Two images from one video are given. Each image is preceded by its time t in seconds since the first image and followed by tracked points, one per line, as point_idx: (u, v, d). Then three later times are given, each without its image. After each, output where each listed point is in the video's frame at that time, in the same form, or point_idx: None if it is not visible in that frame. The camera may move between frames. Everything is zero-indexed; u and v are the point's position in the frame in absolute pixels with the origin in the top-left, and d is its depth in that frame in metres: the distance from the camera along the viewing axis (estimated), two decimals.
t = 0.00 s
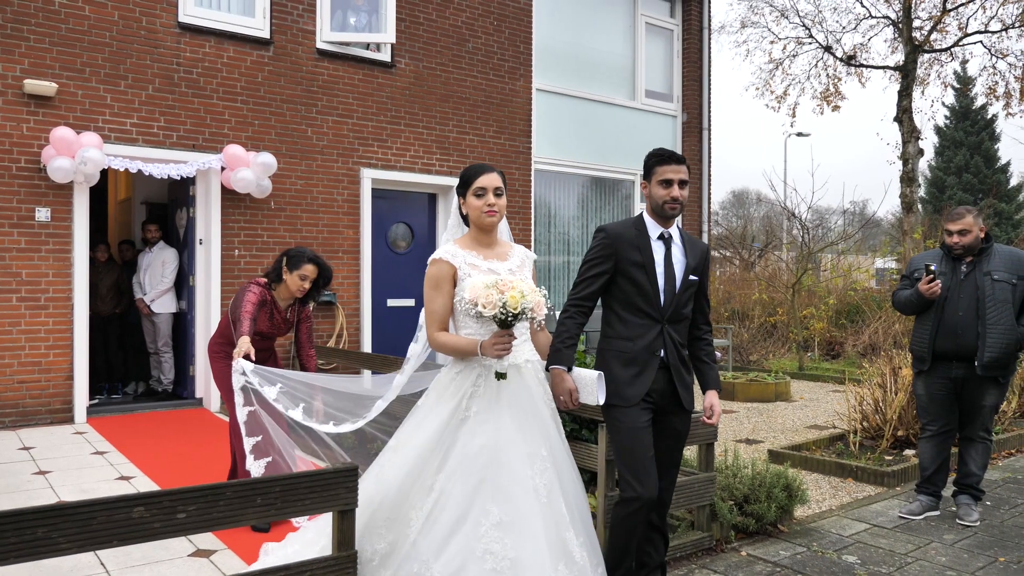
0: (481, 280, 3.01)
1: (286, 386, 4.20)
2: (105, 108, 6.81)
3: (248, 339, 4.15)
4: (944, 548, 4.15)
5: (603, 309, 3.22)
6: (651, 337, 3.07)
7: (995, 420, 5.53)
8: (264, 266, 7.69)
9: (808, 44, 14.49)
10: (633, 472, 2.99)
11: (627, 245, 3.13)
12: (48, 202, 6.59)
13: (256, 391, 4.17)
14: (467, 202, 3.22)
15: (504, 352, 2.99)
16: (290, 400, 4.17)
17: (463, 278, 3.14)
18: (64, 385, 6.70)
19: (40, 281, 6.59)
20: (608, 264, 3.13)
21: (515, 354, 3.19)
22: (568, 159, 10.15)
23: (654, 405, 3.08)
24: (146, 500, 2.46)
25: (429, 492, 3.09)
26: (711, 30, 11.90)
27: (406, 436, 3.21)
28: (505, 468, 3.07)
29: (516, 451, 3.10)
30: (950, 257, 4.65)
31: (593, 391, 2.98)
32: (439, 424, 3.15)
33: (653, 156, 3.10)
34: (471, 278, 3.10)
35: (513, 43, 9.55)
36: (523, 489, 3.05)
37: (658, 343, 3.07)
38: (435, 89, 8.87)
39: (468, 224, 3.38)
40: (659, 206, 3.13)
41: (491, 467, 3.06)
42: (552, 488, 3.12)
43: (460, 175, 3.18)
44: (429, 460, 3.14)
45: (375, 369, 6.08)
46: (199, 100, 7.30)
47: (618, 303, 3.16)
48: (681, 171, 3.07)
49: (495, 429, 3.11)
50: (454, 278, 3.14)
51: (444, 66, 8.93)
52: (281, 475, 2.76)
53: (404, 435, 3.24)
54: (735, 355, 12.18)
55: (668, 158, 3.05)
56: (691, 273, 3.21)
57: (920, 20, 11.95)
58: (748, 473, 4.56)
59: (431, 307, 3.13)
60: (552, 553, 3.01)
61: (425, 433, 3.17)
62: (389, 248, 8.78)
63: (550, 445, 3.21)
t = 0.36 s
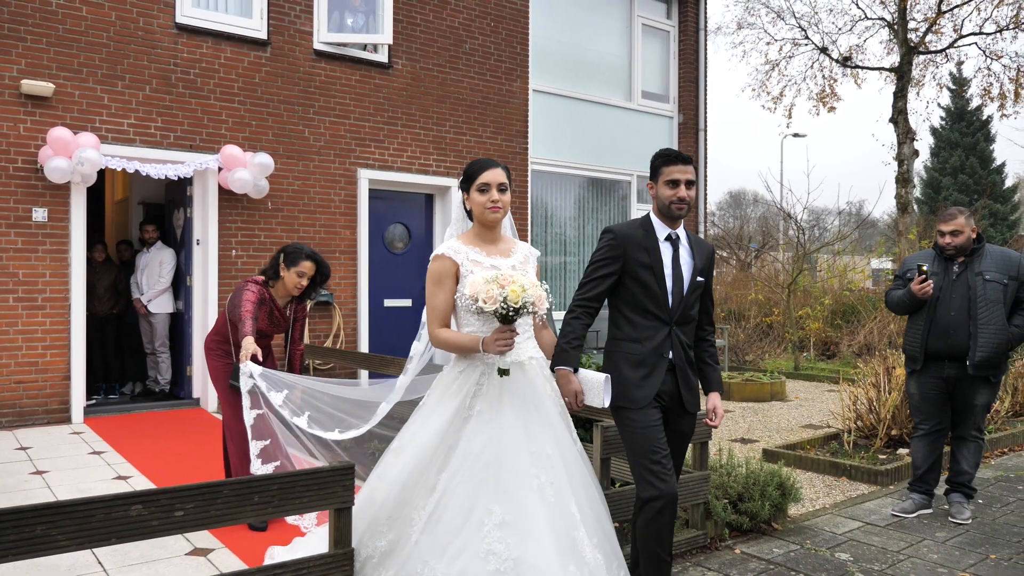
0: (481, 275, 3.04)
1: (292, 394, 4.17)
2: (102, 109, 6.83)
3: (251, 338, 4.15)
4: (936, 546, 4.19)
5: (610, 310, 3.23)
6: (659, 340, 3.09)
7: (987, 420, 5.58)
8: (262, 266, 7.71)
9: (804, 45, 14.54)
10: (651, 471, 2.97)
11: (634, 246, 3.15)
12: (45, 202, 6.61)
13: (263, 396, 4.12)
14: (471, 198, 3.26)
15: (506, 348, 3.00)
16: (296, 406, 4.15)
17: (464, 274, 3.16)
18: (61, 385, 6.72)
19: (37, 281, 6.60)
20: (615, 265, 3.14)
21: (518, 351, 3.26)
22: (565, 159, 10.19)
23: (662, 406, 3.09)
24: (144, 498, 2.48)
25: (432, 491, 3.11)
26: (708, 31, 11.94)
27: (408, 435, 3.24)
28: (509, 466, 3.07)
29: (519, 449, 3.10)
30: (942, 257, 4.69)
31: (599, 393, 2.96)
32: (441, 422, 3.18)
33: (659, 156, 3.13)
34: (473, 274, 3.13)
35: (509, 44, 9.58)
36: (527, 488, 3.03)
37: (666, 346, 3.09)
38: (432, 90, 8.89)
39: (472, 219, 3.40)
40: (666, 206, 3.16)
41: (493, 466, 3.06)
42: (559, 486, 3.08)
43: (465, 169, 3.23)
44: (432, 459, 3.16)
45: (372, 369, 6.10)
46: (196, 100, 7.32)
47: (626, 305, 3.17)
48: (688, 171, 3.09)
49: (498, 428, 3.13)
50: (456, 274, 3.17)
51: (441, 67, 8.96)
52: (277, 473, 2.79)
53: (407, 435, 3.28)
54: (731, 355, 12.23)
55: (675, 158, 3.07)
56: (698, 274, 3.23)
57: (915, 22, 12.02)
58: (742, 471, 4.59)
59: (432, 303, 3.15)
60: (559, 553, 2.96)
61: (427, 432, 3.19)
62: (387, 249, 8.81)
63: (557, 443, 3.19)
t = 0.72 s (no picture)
0: (481, 268, 3.07)
1: (299, 400, 4.08)
2: (95, 108, 6.83)
3: (255, 338, 4.11)
4: (924, 542, 4.24)
5: (614, 312, 3.24)
6: (666, 342, 3.09)
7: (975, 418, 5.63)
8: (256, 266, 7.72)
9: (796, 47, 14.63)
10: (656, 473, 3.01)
11: (638, 248, 3.15)
12: (37, 201, 6.60)
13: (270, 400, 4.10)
14: (476, 195, 3.26)
15: (507, 340, 3.06)
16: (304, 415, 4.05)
17: (465, 271, 3.18)
18: (53, 384, 6.72)
19: (29, 280, 6.60)
20: (619, 268, 3.15)
21: (519, 352, 3.28)
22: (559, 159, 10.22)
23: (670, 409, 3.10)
24: (139, 495, 2.50)
25: (433, 493, 3.14)
26: (701, 32, 11.99)
27: (409, 436, 3.26)
28: (512, 468, 3.08)
29: (521, 449, 3.11)
30: (931, 257, 4.73)
31: (601, 397, 2.96)
32: (441, 423, 3.20)
33: (661, 156, 3.16)
34: (474, 271, 3.15)
35: (504, 44, 9.61)
36: (531, 488, 3.04)
37: (673, 348, 3.09)
38: (426, 90, 8.92)
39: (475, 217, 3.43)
40: (671, 207, 3.17)
41: (495, 466, 3.08)
42: (564, 487, 3.08)
43: (471, 167, 3.22)
44: (433, 460, 3.18)
45: (367, 368, 6.12)
46: (189, 99, 7.32)
47: (631, 307, 3.17)
48: (694, 172, 3.11)
49: (499, 429, 3.15)
50: (458, 272, 3.20)
51: (435, 67, 8.98)
52: (272, 471, 2.81)
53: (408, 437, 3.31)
54: (723, 354, 12.30)
55: (680, 159, 3.09)
56: (702, 275, 3.24)
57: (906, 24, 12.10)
58: (734, 469, 4.63)
59: (433, 301, 3.19)
60: (566, 554, 2.96)
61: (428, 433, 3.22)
62: (381, 248, 8.84)
63: (561, 443, 3.19)
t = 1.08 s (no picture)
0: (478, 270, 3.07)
1: (298, 398, 4.12)
2: (81, 107, 6.80)
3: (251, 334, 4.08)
4: (905, 538, 4.32)
5: (613, 318, 3.25)
6: (667, 347, 3.12)
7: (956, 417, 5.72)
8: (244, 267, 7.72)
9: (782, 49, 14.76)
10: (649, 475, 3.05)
11: (637, 253, 3.17)
12: (22, 201, 6.57)
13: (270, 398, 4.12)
14: (480, 198, 3.28)
15: (505, 342, 3.06)
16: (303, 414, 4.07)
17: (465, 273, 3.21)
18: (38, 385, 6.69)
19: (14, 280, 6.56)
20: (618, 274, 3.16)
21: (517, 357, 3.26)
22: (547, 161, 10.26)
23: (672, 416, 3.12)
24: (127, 494, 2.51)
25: (430, 496, 3.16)
26: (688, 35, 12.07)
27: (406, 439, 3.28)
28: (508, 473, 3.08)
29: (519, 454, 3.11)
30: (912, 258, 4.81)
31: (599, 408, 3.00)
32: (439, 426, 3.21)
33: (659, 158, 3.18)
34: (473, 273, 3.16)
35: (492, 45, 9.65)
36: (527, 494, 3.04)
37: (675, 353, 3.13)
38: (414, 91, 8.93)
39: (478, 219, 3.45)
40: (669, 211, 3.18)
41: (493, 471, 3.09)
42: (562, 492, 3.07)
43: (476, 168, 3.24)
44: (430, 464, 3.20)
45: (355, 368, 6.13)
46: (176, 99, 7.30)
47: (631, 313, 3.19)
48: (691, 175, 3.12)
49: (496, 433, 3.15)
50: (457, 274, 3.22)
51: (424, 67, 9.00)
52: (259, 470, 2.83)
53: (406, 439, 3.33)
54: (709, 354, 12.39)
55: (675, 162, 3.12)
56: (701, 278, 3.28)
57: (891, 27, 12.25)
58: (718, 467, 4.69)
59: (433, 303, 3.22)
60: (562, 561, 2.94)
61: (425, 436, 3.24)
62: (368, 249, 8.86)
63: (559, 448, 3.17)
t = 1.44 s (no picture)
0: (478, 273, 3.10)
1: (294, 396, 4.08)
2: (60, 107, 6.75)
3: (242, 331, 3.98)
4: (880, 536, 4.39)
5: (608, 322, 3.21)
6: (665, 351, 3.09)
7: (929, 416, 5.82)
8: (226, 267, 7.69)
9: (763, 53, 14.89)
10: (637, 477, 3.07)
11: (630, 256, 3.12)
12: None
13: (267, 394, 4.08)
14: (483, 202, 3.31)
15: (503, 347, 3.05)
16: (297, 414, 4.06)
17: (467, 276, 3.21)
18: (16, 387, 6.63)
19: None
20: (612, 277, 3.12)
21: (517, 364, 3.25)
22: (530, 162, 10.29)
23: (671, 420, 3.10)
24: (108, 496, 2.51)
25: (422, 500, 3.18)
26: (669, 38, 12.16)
27: (402, 441, 3.29)
28: (501, 482, 3.10)
29: (512, 465, 3.12)
30: (888, 260, 4.89)
31: (597, 418, 2.96)
32: (435, 431, 3.22)
33: (648, 157, 3.13)
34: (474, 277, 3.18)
35: (474, 47, 9.67)
36: (518, 505, 3.06)
37: (673, 356, 3.10)
38: (397, 92, 8.94)
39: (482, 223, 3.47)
40: (661, 210, 3.14)
41: (485, 480, 3.11)
42: (552, 504, 3.07)
43: (477, 172, 3.28)
44: (424, 467, 3.21)
45: (337, 370, 6.13)
46: (157, 99, 7.27)
47: (626, 316, 3.15)
48: (683, 173, 3.09)
49: (491, 440, 3.17)
50: (459, 278, 3.23)
51: (406, 69, 9.01)
52: (242, 471, 2.83)
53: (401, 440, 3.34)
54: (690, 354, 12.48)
55: (664, 161, 3.08)
56: (696, 277, 3.25)
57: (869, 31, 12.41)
58: (697, 467, 4.75)
59: (435, 307, 3.23)
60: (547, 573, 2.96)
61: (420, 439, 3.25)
62: (350, 249, 8.86)
63: (553, 459, 3.16)
